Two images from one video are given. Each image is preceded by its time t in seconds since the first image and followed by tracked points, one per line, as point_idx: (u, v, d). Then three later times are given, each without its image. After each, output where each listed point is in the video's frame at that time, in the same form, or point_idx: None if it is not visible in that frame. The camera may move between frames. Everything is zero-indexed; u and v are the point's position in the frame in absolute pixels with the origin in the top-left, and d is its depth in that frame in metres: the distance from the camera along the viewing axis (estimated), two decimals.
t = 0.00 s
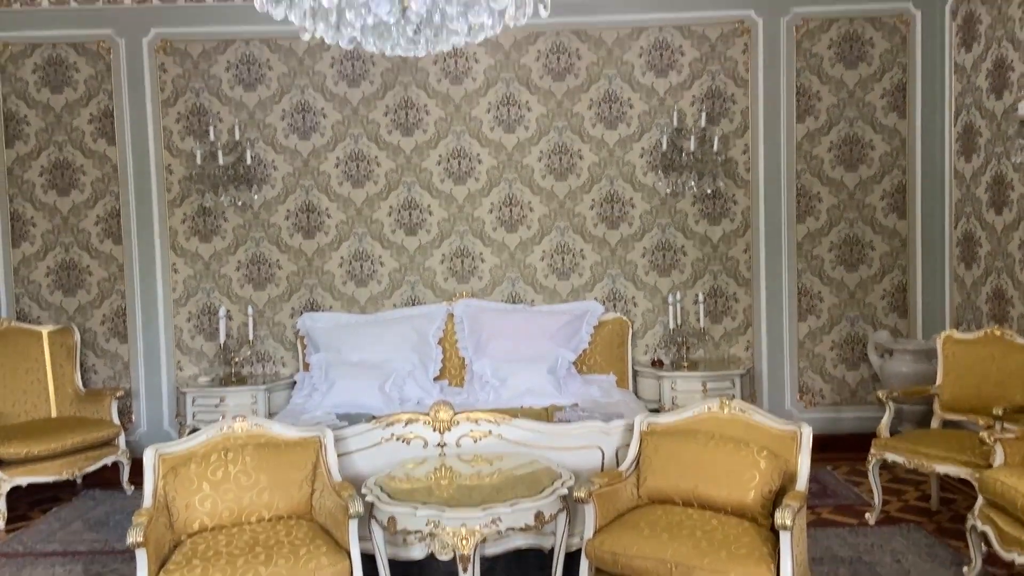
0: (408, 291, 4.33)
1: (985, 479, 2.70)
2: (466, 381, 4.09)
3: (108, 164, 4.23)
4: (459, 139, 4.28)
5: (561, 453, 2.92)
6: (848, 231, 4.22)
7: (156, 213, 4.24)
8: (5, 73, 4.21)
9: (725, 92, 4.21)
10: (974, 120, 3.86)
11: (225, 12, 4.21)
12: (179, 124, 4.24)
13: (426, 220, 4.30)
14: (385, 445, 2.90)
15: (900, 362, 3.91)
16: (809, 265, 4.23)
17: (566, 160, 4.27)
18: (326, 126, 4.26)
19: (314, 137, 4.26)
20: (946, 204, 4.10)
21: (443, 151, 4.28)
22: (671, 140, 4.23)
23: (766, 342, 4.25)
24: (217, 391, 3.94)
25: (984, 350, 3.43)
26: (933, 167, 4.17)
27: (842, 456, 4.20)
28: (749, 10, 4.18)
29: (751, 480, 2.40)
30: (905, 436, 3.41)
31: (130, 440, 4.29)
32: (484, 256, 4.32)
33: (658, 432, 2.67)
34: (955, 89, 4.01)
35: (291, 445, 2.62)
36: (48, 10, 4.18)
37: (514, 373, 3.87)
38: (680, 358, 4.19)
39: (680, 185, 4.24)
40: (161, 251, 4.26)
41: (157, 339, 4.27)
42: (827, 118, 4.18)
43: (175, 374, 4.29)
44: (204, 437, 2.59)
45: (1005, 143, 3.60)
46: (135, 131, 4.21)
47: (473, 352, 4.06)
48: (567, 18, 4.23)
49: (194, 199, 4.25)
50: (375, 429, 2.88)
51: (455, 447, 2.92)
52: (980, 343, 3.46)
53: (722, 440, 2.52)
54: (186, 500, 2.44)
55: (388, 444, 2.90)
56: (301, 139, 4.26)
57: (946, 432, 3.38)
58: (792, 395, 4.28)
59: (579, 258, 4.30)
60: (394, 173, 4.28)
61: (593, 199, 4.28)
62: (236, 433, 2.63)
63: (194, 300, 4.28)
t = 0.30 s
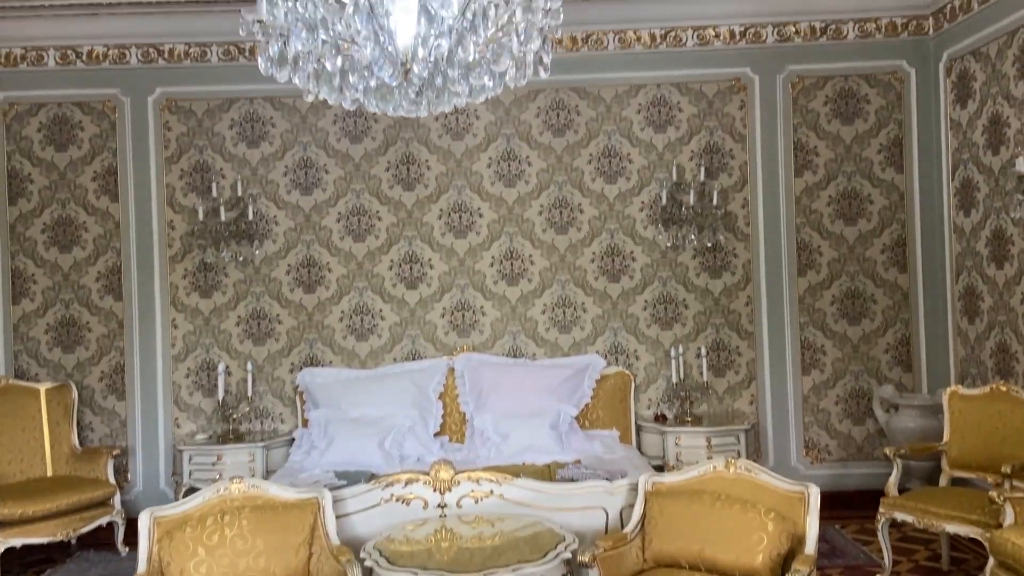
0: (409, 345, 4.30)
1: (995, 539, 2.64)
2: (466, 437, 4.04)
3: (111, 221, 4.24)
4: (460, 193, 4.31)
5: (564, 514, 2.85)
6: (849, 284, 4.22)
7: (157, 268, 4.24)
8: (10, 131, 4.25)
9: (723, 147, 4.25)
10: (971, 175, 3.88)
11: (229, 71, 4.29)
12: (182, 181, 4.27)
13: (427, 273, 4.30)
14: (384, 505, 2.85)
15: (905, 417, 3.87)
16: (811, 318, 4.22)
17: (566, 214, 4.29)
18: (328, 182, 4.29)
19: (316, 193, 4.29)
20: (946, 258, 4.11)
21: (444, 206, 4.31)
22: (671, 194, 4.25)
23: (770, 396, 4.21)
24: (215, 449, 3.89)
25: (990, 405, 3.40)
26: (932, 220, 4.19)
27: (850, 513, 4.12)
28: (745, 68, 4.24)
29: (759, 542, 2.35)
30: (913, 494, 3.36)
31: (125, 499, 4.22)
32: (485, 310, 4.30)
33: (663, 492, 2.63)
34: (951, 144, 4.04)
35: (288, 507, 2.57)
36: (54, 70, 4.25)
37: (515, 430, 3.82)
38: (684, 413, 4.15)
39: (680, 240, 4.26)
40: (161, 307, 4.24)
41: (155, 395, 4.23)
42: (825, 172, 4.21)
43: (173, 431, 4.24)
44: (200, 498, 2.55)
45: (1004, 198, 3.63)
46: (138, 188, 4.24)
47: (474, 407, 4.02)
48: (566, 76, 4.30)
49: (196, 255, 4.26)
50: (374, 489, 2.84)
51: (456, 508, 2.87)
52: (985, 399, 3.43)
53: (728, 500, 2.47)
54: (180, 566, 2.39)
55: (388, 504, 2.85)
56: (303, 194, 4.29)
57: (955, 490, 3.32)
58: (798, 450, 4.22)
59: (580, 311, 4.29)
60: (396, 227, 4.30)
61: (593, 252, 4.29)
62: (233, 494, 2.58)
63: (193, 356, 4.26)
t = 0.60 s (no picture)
0: (411, 398, 4.26)
1: None
2: (469, 492, 3.98)
3: (114, 273, 4.24)
4: (463, 244, 4.31)
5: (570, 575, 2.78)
6: (854, 335, 4.19)
7: (159, 321, 4.23)
8: (15, 186, 4.27)
9: (725, 198, 4.27)
10: (974, 227, 3.89)
11: (234, 126, 4.34)
12: (186, 233, 4.28)
13: (429, 324, 4.28)
14: (386, 566, 2.78)
15: (915, 471, 3.81)
16: (817, 370, 4.19)
17: (569, 265, 4.29)
18: (331, 234, 4.30)
19: (319, 245, 4.30)
20: (951, 309, 4.09)
21: (447, 257, 4.31)
22: (673, 245, 4.25)
23: (777, 448, 4.15)
24: (213, 505, 3.83)
25: (1002, 460, 3.34)
26: (936, 271, 4.18)
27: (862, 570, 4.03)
28: (745, 120, 4.28)
29: None
30: (927, 552, 3.27)
31: (122, 557, 4.14)
32: (488, 362, 4.27)
33: (672, 553, 2.56)
34: (952, 196, 4.06)
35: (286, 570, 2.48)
36: (61, 125, 4.29)
37: (519, 485, 3.76)
38: (690, 467, 4.08)
39: (684, 290, 4.24)
40: (162, 359, 4.22)
41: (154, 450, 4.18)
42: (827, 223, 4.22)
43: (171, 487, 4.17)
44: (197, 561, 2.50)
45: (1008, 249, 3.62)
46: (142, 241, 4.25)
47: (478, 462, 3.96)
48: (568, 128, 4.34)
49: (198, 307, 4.25)
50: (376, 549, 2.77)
51: (460, 568, 2.78)
52: (997, 453, 3.37)
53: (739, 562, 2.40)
54: None
55: (390, 565, 2.78)
56: (306, 246, 4.30)
57: (969, 548, 3.25)
58: (807, 504, 4.14)
59: (584, 362, 4.25)
60: (398, 278, 4.29)
61: (597, 303, 4.27)
62: (230, 556, 2.52)
63: (193, 410, 4.22)
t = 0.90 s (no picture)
0: (415, 446, 4.19)
1: None
2: (475, 545, 3.90)
3: (117, 320, 4.22)
4: (468, 290, 4.29)
5: None
6: (863, 382, 4.14)
7: (161, 369, 4.19)
8: (21, 234, 4.28)
9: (731, 243, 4.26)
10: (982, 273, 3.86)
11: (240, 173, 4.35)
12: (190, 280, 4.27)
13: (434, 371, 4.24)
14: None
15: (929, 522, 3.73)
16: (827, 417, 4.13)
17: (575, 310, 4.26)
18: (335, 280, 4.29)
19: (323, 291, 4.28)
20: (961, 355, 4.05)
21: (452, 302, 4.28)
22: (679, 290, 4.23)
23: (788, 498, 4.07)
24: (213, 558, 3.75)
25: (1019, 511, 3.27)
26: (944, 317, 4.15)
27: None
28: (750, 166, 4.30)
29: None
30: None
31: None
32: (493, 409, 4.21)
33: None
34: (959, 242, 4.05)
35: None
36: (68, 173, 4.31)
37: (526, 537, 3.68)
38: (700, 517, 4.00)
39: (690, 336, 4.20)
40: (164, 408, 4.17)
41: (154, 500, 4.11)
42: (834, 269, 4.20)
43: (171, 538, 4.09)
44: None
45: (1017, 296, 3.59)
46: (146, 287, 4.24)
47: (483, 512, 3.89)
48: (573, 174, 4.35)
49: (201, 354, 4.22)
50: None
51: None
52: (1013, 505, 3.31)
53: None
54: None
55: None
56: (310, 293, 4.28)
57: None
58: (820, 556, 4.05)
59: (590, 410, 4.19)
60: (403, 324, 4.27)
61: (603, 349, 4.23)
62: None
63: (194, 459, 4.16)
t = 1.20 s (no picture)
0: (420, 493, 4.10)
1: None
2: None
3: (119, 365, 4.17)
4: (474, 333, 4.24)
5: None
6: (878, 427, 4.06)
7: (163, 414, 4.13)
8: (24, 277, 4.25)
9: (740, 285, 4.21)
10: (997, 316, 3.79)
11: (246, 215, 4.34)
12: (194, 323, 4.23)
13: (440, 416, 4.16)
14: None
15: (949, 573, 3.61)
16: (842, 464, 4.04)
17: (582, 353, 4.20)
18: (340, 322, 4.24)
19: (328, 333, 4.23)
20: (977, 402, 3.97)
21: (458, 345, 4.23)
22: (689, 333, 4.17)
23: (804, 548, 3.96)
24: None
25: None
26: (959, 361, 4.08)
27: None
28: (758, 208, 4.26)
29: None
30: None
31: None
32: (500, 455, 4.12)
33: None
34: (972, 285, 3.99)
35: None
36: (74, 216, 4.30)
37: None
38: (712, 568, 3.89)
39: (700, 380, 4.13)
40: (165, 454, 4.10)
41: (154, 549, 4.02)
42: (846, 311, 4.14)
43: None
44: None
45: None
46: (150, 330, 4.20)
47: (490, 563, 3.80)
48: (581, 215, 4.32)
49: (203, 398, 4.16)
50: None
51: None
52: None
53: None
54: None
55: None
56: (314, 335, 4.23)
57: None
58: None
59: (599, 455, 4.10)
60: (408, 368, 4.21)
61: (612, 393, 4.16)
62: None
63: (194, 507, 4.07)
